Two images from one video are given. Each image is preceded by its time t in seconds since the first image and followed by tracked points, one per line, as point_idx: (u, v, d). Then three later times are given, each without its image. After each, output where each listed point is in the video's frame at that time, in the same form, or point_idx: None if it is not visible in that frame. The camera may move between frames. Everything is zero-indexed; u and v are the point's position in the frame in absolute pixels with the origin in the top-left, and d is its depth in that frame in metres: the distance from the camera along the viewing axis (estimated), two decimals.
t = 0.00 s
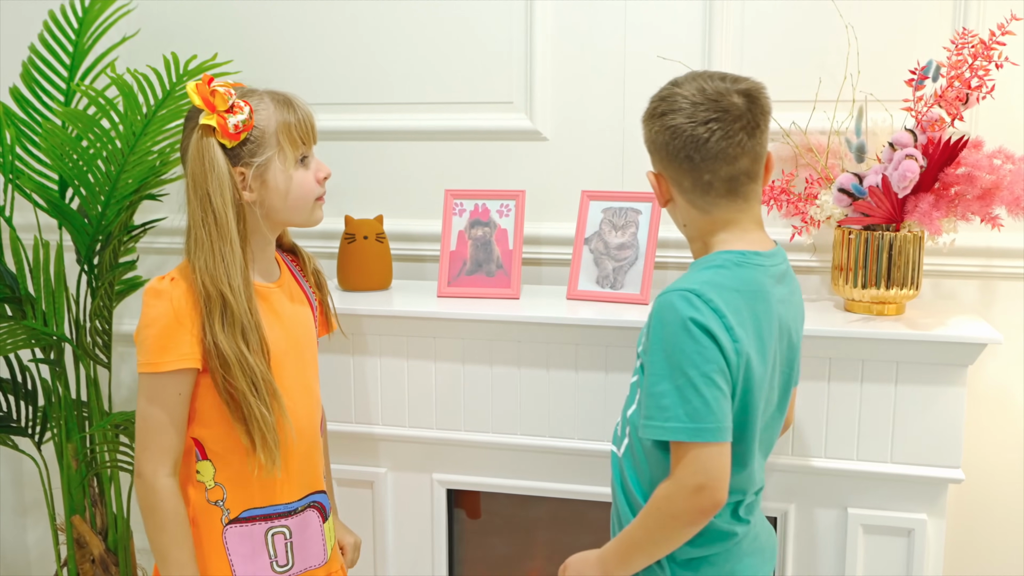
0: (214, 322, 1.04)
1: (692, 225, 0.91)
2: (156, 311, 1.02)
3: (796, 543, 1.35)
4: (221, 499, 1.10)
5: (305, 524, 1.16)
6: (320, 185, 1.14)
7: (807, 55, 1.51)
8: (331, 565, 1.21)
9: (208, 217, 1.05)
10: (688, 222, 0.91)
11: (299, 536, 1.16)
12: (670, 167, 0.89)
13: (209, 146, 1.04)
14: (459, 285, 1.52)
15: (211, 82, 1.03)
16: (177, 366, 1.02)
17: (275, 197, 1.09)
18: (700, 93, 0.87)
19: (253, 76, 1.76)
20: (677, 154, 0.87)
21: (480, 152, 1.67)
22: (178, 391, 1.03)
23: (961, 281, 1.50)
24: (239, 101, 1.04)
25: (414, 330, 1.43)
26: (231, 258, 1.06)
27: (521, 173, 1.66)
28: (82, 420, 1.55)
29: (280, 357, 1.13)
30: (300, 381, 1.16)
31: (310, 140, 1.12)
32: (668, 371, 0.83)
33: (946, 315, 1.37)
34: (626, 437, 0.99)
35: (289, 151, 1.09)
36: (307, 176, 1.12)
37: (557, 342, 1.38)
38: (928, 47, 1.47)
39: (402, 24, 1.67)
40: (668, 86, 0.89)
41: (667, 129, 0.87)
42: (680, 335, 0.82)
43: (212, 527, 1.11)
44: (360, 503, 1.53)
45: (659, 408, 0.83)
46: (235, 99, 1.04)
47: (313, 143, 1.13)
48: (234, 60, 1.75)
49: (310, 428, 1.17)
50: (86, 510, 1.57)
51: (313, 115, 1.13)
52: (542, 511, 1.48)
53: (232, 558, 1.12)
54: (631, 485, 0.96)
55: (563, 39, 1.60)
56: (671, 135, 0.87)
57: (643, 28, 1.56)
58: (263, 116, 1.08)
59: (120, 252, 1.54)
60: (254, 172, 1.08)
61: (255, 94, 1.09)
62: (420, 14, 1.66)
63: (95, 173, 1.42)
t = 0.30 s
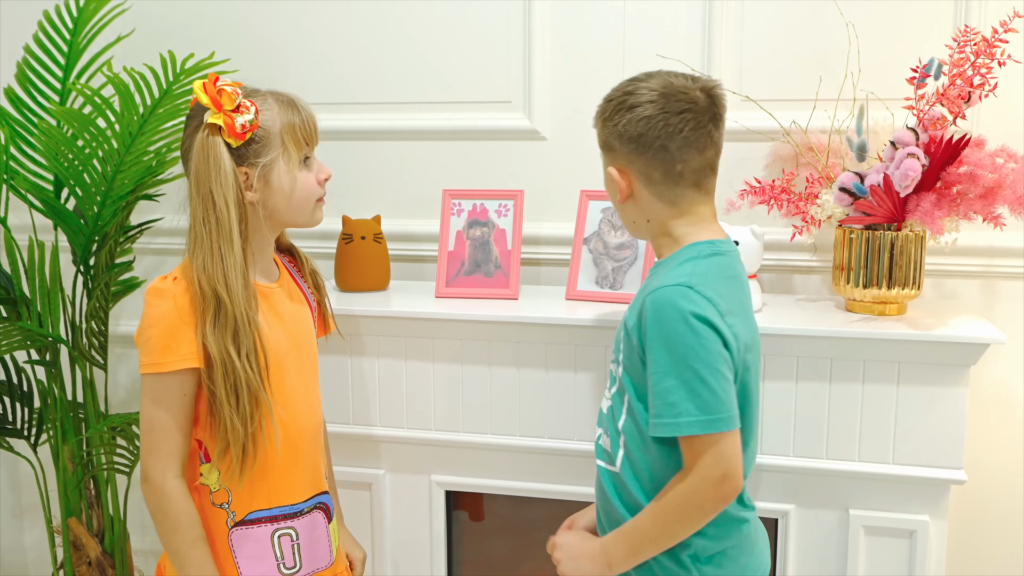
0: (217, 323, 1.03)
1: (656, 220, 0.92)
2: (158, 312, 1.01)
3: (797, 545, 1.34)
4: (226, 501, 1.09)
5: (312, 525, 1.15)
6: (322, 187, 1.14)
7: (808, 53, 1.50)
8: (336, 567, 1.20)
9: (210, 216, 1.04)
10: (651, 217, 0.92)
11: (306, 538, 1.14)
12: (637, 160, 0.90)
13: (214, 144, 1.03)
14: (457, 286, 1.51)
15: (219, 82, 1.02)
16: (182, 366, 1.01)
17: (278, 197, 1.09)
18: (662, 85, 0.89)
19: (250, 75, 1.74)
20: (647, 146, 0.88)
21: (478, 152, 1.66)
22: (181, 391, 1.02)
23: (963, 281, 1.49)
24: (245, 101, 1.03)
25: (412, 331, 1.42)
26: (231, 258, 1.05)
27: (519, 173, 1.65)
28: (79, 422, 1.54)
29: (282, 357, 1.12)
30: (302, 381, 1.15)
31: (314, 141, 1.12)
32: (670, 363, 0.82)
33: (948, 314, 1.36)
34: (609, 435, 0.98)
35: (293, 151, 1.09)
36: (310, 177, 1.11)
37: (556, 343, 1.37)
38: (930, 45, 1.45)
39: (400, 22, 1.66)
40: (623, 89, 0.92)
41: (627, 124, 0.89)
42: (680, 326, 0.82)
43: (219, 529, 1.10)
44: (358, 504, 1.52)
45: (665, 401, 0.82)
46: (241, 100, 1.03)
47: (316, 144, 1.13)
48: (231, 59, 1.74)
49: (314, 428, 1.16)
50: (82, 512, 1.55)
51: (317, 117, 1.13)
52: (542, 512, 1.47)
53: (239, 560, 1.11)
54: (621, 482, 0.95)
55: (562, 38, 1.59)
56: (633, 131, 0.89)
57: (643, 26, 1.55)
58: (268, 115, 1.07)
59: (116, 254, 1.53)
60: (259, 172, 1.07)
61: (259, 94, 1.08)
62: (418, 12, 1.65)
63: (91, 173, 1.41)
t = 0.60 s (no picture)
0: (207, 324, 1.03)
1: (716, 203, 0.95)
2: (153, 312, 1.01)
3: (798, 548, 1.33)
4: (225, 502, 1.08)
5: (311, 527, 1.14)
6: (317, 189, 1.12)
7: (808, 51, 1.49)
8: (336, 569, 1.19)
9: (197, 215, 1.04)
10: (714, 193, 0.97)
11: (306, 540, 1.13)
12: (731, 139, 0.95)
13: (201, 144, 1.04)
14: (455, 285, 1.50)
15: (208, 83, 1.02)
16: (175, 366, 1.01)
17: (268, 199, 1.07)
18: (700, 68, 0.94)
19: (247, 74, 1.73)
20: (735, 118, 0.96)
21: (476, 151, 1.65)
22: (176, 393, 1.02)
23: (965, 281, 1.48)
24: (234, 102, 1.03)
25: (410, 331, 1.41)
26: (220, 258, 1.04)
27: (518, 172, 1.64)
28: (75, 423, 1.53)
29: (280, 358, 1.11)
30: (302, 382, 1.13)
31: (308, 142, 1.11)
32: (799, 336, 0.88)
33: (951, 314, 1.35)
34: (683, 448, 0.91)
35: (287, 150, 1.08)
36: (303, 179, 1.10)
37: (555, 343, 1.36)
38: (931, 43, 1.44)
39: (398, 21, 1.65)
40: (691, 71, 0.90)
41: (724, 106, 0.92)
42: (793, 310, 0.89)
43: (218, 531, 1.09)
44: (355, 506, 1.51)
45: (794, 376, 0.87)
46: (230, 100, 1.03)
47: (311, 146, 1.11)
48: (228, 58, 1.73)
49: (315, 430, 1.15)
50: (78, 515, 1.54)
51: (314, 119, 1.12)
52: (541, 514, 1.46)
53: (237, 561, 1.09)
54: (696, 491, 0.92)
55: (562, 37, 1.58)
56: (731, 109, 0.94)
57: (642, 25, 1.54)
58: (260, 116, 1.07)
59: (111, 254, 1.51)
60: (249, 173, 1.06)
61: (254, 94, 1.08)
62: (417, 11, 1.64)
63: (86, 174, 1.40)
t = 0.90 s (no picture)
0: (186, 325, 1.03)
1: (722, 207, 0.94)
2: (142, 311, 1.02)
3: (799, 550, 1.31)
4: (215, 503, 1.08)
5: (304, 531, 1.13)
6: (281, 193, 1.07)
7: (808, 49, 1.48)
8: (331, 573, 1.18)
9: (166, 216, 1.04)
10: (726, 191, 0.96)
11: (298, 544, 1.12)
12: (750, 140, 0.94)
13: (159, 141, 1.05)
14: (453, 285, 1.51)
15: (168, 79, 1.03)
16: (159, 366, 1.01)
17: (229, 199, 1.06)
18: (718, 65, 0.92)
19: (244, 72, 1.72)
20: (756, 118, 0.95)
21: (474, 150, 1.64)
22: (161, 391, 1.03)
23: (966, 280, 1.47)
24: (193, 97, 1.03)
25: (408, 331, 1.40)
26: (193, 257, 1.04)
27: (517, 171, 1.63)
28: (70, 425, 1.52)
29: (272, 358, 1.09)
30: (296, 382, 1.12)
31: (272, 144, 1.06)
32: (820, 339, 0.97)
33: (953, 315, 1.34)
34: (717, 451, 0.92)
35: (242, 149, 1.05)
36: (262, 181, 1.06)
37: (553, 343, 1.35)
38: (933, 40, 1.43)
39: (395, 19, 1.64)
40: (710, 71, 0.89)
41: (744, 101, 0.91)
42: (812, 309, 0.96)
43: (209, 534, 1.08)
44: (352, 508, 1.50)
45: (819, 378, 0.96)
46: (189, 96, 1.03)
47: (277, 147, 1.07)
48: (224, 57, 1.72)
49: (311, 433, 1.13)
50: (74, 516, 1.53)
51: (287, 120, 1.07)
52: (540, 515, 1.45)
53: (228, 564, 1.09)
54: (731, 492, 0.93)
55: (561, 35, 1.57)
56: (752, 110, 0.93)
57: (641, 22, 1.53)
58: (225, 113, 1.05)
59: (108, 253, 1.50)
60: (210, 171, 1.06)
61: (230, 92, 1.07)
62: (414, 9, 1.63)
63: (81, 173, 1.39)
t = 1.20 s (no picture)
0: (161, 329, 1.04)
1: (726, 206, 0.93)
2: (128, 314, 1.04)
3: (801, 552, 1.30)
4: (197, 510, 1.08)
5: (287, 543, 1.12)
6: (270, 195, 1.06)
7: (809, 47, 1.47)
8: None
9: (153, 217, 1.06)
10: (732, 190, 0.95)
11: (280, 556, 1.12)
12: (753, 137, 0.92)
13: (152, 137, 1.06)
14: (452, 285, 1.50)
15: (162, 74, 1.04)
16: (137, 370, 1.03)
17: (219, 198, 1.06)
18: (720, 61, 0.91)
19: (241, 71, 1.71)
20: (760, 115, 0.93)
21: (474, 149, 1.63)
22: (139, 394, 1.05)
23: (969, 280, 1.46)
24: (186, 93, 1.03)
25: (407, 331, 1.39)
26: (173, 258, 1.06)
27: (516, 170, 1.62)
28: (67, 426, 1.51)
29: (258, 364, 1.08)
30: (286, 388, 1.11)
31: (263, 145, 1.05)
32: (826, 341, 0.95)
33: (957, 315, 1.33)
34: (718, 457, 0.91)
35: (234, 148, 1.04)
36: (253, 181, 1.05)
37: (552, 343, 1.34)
38: (935, 38, 1.42)
39: (394, 18, 1.63)
40: (711, 67, 0.87)
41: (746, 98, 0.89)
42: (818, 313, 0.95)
43: (190, 539, 1.09)
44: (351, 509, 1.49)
45: (825, 382, 0.94)
46: (182, 92, 1.02)
47: (269, 148, 1.06)
48: (222, 55, 1.71)
49: (298, 443, 1.12)
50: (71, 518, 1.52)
51: (280, 120, 1.06)
52: (539, 516, 1.44)
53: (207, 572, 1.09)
54: (730, 500, 0.92)
55: (560, 33, 1.56)
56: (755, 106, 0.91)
57: (642, 20, 1.52)
58: (218, 111, 1.05)
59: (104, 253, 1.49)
60: (200, 168, 1.06)
61: (226, 90, 1.07)
62: (413, 7, 1.62)
63: (77, 173, 1.38)
